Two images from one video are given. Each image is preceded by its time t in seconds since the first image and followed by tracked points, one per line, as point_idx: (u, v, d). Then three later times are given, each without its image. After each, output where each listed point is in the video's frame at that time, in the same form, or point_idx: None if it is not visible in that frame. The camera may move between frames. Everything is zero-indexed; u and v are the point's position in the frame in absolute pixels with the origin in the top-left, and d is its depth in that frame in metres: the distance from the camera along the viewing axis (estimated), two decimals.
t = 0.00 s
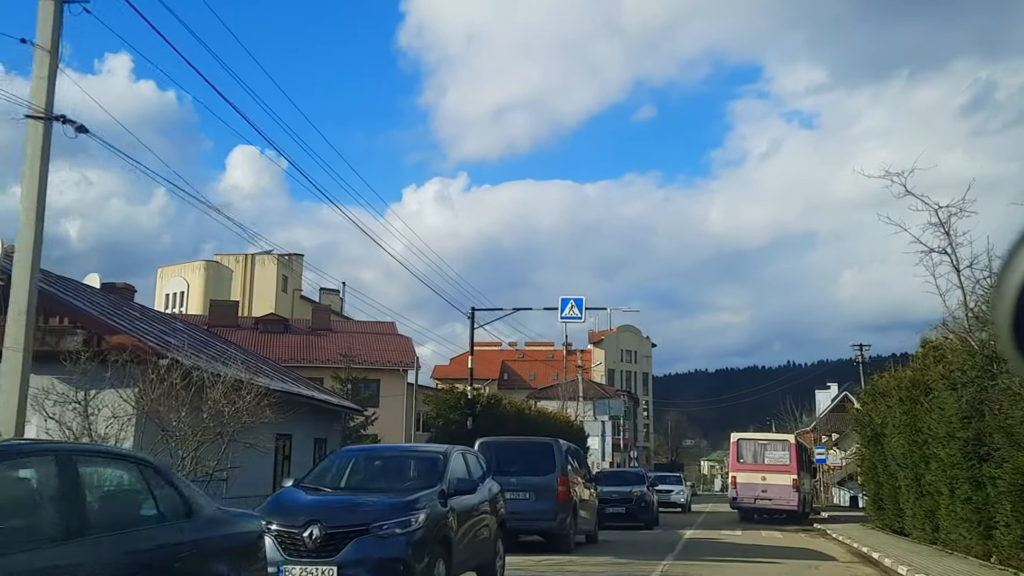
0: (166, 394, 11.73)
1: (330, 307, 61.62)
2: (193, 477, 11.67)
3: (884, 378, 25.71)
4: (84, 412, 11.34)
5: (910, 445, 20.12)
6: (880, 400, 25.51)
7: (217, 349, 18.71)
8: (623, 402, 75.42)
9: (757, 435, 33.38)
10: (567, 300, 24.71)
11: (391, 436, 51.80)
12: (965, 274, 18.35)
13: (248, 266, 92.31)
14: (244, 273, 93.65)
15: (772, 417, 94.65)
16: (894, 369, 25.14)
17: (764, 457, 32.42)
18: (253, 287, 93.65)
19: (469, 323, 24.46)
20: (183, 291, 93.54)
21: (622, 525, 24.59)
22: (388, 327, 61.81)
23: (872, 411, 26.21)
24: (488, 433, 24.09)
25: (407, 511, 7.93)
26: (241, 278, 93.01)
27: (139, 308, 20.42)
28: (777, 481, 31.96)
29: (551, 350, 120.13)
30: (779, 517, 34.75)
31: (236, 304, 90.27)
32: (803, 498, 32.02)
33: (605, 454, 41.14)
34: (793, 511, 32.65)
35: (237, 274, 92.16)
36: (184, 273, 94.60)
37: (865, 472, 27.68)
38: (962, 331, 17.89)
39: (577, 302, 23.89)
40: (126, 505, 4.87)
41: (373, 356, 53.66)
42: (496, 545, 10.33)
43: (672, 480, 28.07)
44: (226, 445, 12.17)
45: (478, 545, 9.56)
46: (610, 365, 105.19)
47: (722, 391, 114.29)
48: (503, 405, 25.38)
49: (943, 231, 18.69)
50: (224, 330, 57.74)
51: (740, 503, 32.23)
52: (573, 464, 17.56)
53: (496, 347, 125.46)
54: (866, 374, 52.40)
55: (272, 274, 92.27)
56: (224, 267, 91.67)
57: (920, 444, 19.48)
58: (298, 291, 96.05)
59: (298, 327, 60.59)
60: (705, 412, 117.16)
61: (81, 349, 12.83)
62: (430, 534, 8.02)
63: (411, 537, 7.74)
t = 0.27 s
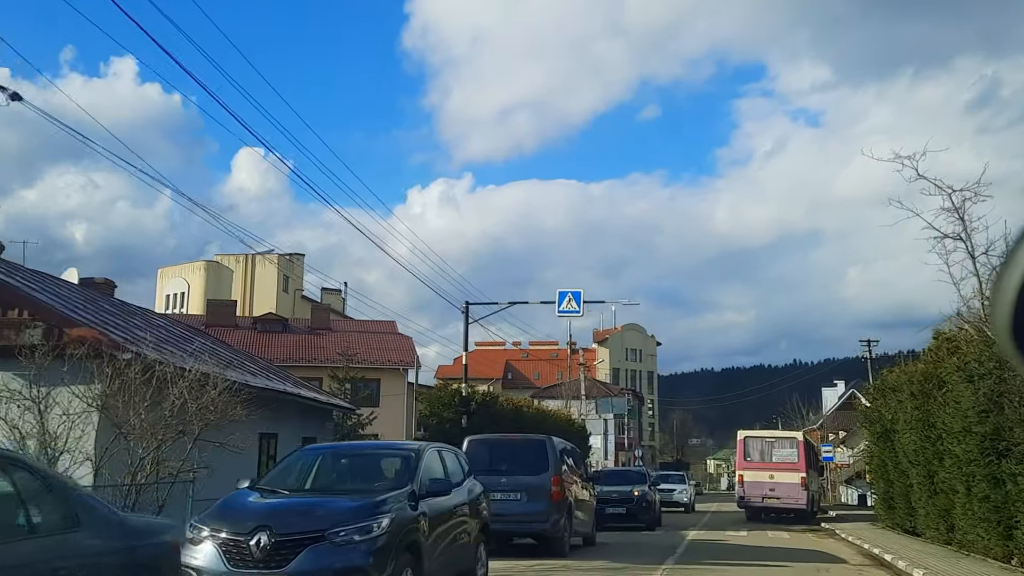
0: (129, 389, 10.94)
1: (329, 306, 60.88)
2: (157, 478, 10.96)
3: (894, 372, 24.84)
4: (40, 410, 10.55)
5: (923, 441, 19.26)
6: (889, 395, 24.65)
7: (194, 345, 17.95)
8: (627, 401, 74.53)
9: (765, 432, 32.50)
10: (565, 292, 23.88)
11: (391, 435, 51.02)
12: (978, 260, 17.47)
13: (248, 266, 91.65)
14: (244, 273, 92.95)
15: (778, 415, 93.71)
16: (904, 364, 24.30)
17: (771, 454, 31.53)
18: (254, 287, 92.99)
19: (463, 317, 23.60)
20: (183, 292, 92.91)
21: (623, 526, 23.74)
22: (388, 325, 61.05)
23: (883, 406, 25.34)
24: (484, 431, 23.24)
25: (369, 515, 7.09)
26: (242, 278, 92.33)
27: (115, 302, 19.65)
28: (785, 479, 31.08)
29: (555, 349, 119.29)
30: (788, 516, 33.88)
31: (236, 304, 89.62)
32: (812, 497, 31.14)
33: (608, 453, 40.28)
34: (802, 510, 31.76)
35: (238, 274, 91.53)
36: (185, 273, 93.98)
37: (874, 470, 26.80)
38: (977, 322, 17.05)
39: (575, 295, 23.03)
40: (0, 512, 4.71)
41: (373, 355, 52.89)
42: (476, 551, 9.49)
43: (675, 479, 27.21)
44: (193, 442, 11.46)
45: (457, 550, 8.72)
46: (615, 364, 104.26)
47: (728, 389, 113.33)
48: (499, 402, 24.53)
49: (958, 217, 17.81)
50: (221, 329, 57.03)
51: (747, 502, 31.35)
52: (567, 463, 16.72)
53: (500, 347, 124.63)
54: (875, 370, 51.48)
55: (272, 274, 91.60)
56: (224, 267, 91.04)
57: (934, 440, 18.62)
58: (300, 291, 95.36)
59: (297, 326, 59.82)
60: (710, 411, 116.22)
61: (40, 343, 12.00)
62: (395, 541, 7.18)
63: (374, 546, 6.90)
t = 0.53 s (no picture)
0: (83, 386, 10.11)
1: (329, 306, 60.07)
2: (114, 479, 10.17)
3: (905, 367, 23.93)
4: None
5: (937, 438, 18.38)
6: (901, 390, 23.76)
7: (167, 340, 17.14)
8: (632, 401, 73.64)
9: (773, 430, 31.60)
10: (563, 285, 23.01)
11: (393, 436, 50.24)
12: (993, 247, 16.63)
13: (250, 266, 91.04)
14: (246, 274, 92.27)
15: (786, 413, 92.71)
16: (915, 357, 23.41)
17: (780, 453, 30.63)
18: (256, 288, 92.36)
19: (458, 312, 22.77)
20: (185, 293, 92.30)
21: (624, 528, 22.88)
22: (389, 324, 60.25)
23: (894, 403, 24.43)
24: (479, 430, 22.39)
25: (318, 522, 6.23)
26: (243, 278, 91.67)
27: (87, 295, 18.82)
28: (795, 478, 30.17)
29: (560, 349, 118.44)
30: (797, 515, 32.95)
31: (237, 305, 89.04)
32: (822, 496, 30.23)
33: (612, 452, 39.40)
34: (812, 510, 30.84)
35: (240, 275, 90.95)
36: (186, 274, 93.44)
37: (885, 468, 25.88)
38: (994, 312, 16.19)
39: (573, 288, 22.18)
40: None
41: (373, 355, 52.12)
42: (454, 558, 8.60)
43: (679, 479, 26.34)
44: (154, 441, 10.67)
45: (430, 558, 7.86)
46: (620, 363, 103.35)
47: (735, 388, 112.34)
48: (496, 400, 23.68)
49: (972, 201, 16.94)
50: (220, 330, 56.31)
51: (756, 502, 30.44)
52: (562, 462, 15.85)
53: (505, 347, 123.82)
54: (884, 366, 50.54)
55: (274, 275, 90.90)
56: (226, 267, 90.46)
57: (949, 436, 17.74)
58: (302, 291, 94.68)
59: (297, 326, 59.06)
60: (716, 409, 115.25)
61: None
62: (352, 550, 6.33)
63: (324, 557, 6.05)
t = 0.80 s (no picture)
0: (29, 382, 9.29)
1: (329, 304, 59.27)
2: (61, 482, 9.36)
3: (918, 361, 23.02)
4: None
5: (953, 434, 17.47)
6: (914, 385, 22.85)
7: (136, 335, 16.34)
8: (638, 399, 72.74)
9: (782, 428, 30.69)
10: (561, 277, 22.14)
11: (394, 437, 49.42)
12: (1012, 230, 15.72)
13: (253, 266, 90.39)
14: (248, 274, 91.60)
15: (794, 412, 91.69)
16: (929, 351, 22.49)
17: (789, 452, 29.72)
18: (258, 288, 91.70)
19: (451, 306, 21.94)
20: (186, 293, 91.66)
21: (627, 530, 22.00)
22: (390, 323, 59.45)
23: (906, 399, 23.52)
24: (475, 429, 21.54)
25: (251, 531, 5.36)
26: (245, 278, 91.01)
27: (56, 288, 17.98)
28: (804, 477, 29.25)
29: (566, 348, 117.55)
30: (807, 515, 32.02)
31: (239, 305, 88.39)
32: (832, 496, 29.31)
33: (616, 452, 38.52)
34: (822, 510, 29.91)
35: (243, 275, 90.31)
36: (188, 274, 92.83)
37: (897, 467, 24.96)
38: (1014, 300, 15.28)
39: (570, 281, 21.32)
40: None
41: (374, 354, 51.32)
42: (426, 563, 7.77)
43: (683, 479, 25.45)
44: (108, 441, 9.91)
45: (394, 568, 6.99)
46: (626, 361, 102.42)
47: (742, 387, 111.37)
48: (492, 398, 22.83)
49: (989, 185, 16.05)
50: (219, 330, 55.58)
51: (764, 502, 29.52)
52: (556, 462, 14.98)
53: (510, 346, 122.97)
54: (894, 363, 49.58)
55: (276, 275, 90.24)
56: (228, 267, 89.84)
57: (967, 432, 16.84)
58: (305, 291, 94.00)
59: (297, 325, 58.30)
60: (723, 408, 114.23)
61: None
62: (291, 560, 5.45)
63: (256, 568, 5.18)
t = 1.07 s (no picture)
0: None
1: (329, 303, 58.52)
2: None
3: (931, 355, 22.09)
4: None
5: (969, 431, 16.60)
6: (926, 380, 21.95)
7: (102, 328, 15.56)
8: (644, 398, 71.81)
9: (791, 426, 29.79)
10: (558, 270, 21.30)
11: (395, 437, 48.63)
12: None
13: (255, 266, 89.73)
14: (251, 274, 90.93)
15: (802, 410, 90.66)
16: (942, 345, 21.60)
17: (799, 450, 28.80)
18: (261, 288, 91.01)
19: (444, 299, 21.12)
20: (188, 294, 91.02)
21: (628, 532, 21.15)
22: (391, 322, 58.67)
23: (918, 395, 22.60)
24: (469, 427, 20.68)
25: (155, 545, 4.63)
26: (247, 278, 90.33)
27: (26, 281, 17.22)
28: (814, 476, 28.33)
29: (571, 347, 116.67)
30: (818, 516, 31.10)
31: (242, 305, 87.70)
32: (843, 495, 28.40)
33: (620, 452, 37.64)
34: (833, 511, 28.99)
35: (246, 275, 89.65)
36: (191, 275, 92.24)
37: (908, 466, 24.04)
38: None
39: (567, 272, 20.49)
40: None
41: (374, 353, 50.56)
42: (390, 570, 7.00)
43: (687, 478, 24.57)
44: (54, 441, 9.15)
45: None
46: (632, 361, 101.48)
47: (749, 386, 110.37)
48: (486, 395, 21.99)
49: (1006, 168, 15.19)
50: (218, 329, 54.87)
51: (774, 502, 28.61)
52: (549, 461, 14.14)
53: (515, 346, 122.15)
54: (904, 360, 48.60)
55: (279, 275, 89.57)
56: (230, 267, 89.22)
57: (985, 428, 15.95)
58: (308, 291, 93.32)
59: (297, 325, 57.54)
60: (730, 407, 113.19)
61: None
62: None
63: None
